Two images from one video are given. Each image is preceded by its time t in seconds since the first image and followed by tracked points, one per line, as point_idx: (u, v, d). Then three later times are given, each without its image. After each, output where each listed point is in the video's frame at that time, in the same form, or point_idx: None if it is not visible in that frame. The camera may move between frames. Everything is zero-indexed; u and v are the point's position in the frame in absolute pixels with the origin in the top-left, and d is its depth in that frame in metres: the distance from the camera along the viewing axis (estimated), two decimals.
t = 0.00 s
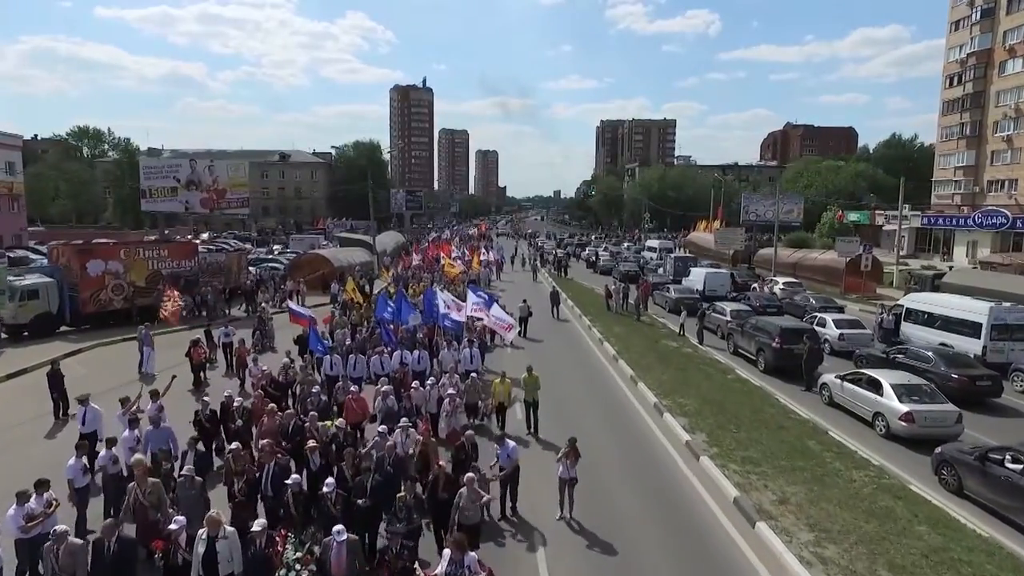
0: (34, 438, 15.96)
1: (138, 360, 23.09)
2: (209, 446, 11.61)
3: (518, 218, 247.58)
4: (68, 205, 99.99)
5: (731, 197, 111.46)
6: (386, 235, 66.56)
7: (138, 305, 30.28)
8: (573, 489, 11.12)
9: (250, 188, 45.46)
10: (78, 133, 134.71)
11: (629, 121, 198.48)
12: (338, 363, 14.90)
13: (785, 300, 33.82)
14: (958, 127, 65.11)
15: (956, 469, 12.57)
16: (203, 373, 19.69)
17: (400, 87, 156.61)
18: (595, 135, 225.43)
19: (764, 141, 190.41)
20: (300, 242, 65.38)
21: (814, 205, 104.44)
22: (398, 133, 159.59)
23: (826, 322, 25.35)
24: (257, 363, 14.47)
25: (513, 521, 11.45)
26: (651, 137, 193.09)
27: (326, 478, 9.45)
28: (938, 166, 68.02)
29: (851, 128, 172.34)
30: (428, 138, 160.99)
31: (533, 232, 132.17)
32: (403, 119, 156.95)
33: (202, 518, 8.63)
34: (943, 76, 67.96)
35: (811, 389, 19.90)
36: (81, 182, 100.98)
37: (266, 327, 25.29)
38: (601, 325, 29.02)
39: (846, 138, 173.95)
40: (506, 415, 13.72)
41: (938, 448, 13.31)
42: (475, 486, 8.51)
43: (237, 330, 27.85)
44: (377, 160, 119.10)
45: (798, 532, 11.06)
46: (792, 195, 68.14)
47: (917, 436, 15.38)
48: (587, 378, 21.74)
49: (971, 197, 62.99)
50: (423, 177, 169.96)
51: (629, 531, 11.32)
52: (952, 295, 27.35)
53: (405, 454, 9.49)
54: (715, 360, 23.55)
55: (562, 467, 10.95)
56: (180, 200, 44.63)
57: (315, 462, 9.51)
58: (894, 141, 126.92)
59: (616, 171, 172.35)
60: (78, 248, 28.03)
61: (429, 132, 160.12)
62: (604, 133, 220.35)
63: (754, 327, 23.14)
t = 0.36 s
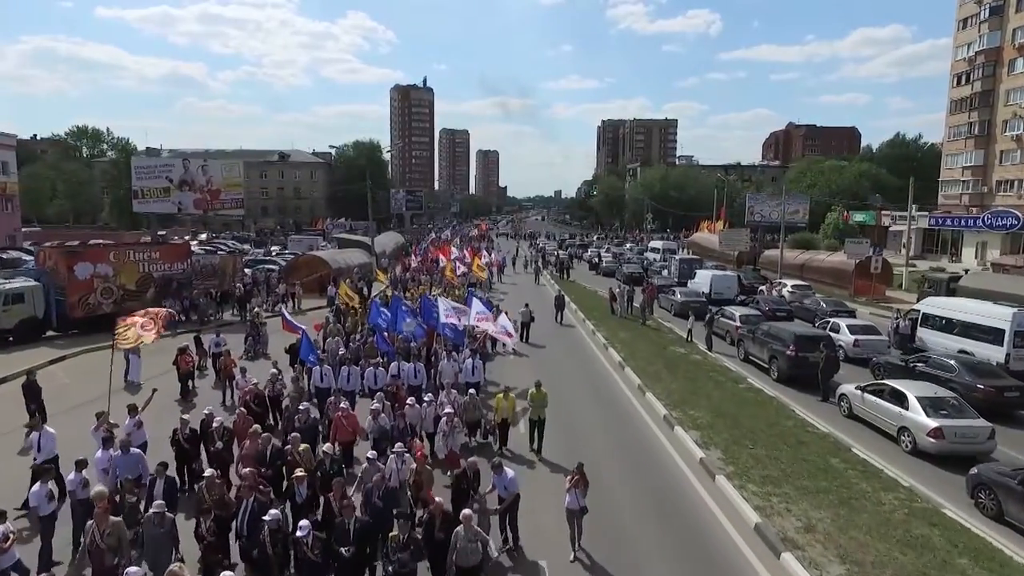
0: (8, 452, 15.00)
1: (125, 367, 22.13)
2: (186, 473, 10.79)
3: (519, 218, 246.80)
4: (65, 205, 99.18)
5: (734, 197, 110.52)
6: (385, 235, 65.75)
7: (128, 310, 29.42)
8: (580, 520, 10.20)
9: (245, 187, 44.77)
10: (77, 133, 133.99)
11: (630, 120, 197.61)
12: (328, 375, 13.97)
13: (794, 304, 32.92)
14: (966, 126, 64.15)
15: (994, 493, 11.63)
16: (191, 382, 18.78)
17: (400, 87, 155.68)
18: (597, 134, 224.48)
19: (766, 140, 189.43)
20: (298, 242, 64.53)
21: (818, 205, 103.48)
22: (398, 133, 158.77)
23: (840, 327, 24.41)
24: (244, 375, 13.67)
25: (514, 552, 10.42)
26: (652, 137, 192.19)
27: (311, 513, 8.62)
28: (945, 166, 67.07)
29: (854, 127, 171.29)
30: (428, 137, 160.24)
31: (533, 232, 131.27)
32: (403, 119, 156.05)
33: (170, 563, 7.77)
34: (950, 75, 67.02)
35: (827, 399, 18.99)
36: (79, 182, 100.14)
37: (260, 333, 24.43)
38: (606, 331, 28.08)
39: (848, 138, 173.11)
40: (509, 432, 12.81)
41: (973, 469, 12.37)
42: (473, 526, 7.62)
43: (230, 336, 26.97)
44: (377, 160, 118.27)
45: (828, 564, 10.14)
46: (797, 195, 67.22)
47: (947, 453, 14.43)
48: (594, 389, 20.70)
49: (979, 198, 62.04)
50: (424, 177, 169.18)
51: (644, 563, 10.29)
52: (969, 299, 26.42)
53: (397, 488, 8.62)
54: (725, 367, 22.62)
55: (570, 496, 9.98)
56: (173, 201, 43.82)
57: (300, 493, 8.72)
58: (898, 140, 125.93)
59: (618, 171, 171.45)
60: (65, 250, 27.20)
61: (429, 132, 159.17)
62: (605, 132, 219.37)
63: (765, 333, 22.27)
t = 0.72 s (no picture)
0: None
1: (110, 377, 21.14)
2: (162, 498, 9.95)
3: (520, 219, 246.01)
4: (64, 206, 98.44)
5: (737, 197, 109.57)
6: (385, 236, 64.84)
7: (117, 314, 28.51)
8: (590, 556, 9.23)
9: (240, 187, 43.85)
10: (76, 133, 133.22)
11: (632, 120, 196.76)
12: (319, 390, 13.06)
13: (805, 308, 32.01)
14: (975, 125, 63.17)
15: None
16: (179, 393, 17.85)
17: (401, 86, 154.88)
18: (598, 135, 223.73)
19: (769, 140, 188.52)
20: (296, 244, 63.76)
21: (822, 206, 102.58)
22: (399, 134, 158.01)
23: (856, 334, 23.47)
24: (229, 390, 12.73)
25: None
26: (654, 137, 191.30)
27: (295, 553, 7.77)
28: (953, 166, 66.10)
29: (857, 127, 170.35)
30: (429, 137, 159.54)
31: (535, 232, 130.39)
32: (404, 120, 155.12)
33: None
34: (958, 74, 66.07)
35: (847, 411, 18.03)
36: (77, 182, 99.40)
37: (253, 339, 23.49)
38: (613, 337, 27.11)
39: (852, 137, 172.23)
40: (513, 452, 11.87)
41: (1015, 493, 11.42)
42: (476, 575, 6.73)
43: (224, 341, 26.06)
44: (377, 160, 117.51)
45: None
46: (802, 196, 66.33)
47: (983, 472, 13.44)
48: (601, 400, 19.76)
49: (988, 198, 61.10)
50: (425, 177, 168.39)
51: None
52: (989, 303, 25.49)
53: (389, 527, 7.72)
54: (738, 375, 21.67)
55: (580, 530, 9.02)
56: (165, 202, 42.92)
57: (287, 530, 7.87)
58: (902, 140, 124.96)
59: (619, 171, 170.58)
60: (52, 252, 26.34)
61: (429, 132, 158.36)
62: (607, 132, 218.44)
63: (779, 340, 21.35)
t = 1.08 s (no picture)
0: None
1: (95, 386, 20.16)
2: (134, 530, 9.10)
3: (520, 218, 245.13)
4: (62, 207, 97.44)
5: (740, 197, 108.58)
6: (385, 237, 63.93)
7: (106, 319, 27.55)
8: None
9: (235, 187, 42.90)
10: (74, 132, 132.17)
11: (633, 120, 195.84)
12: (312, 404, 12.11)
13: (817, 312, 31.07)
14: (984, 124, 62.16)
15: None
16: (165, 404, 16.90)
17: (401, 86, 153.93)
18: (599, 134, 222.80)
19: (771, 140, 187.64)
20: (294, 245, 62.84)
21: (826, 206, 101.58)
22: (399, 133, 157.09)
23: (874, 340, 22.51)
24: (212, 405, 11.80)
25: None
26: (655, 137, 190.34)
27: None
28: (962, 165, 65.11)
29: (860, 126, 169.42)
30: (429, 137, 158.65)
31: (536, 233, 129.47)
32: (404, 119, 154.16)
33: None
34: (966, 72, 65.10)
35: (870, 423, 17.06)
36: (75, 183, 98.42)
37: (246, 346, 22.58)
38: (619, 343, 26.19)
39: (854, 137, 171.25)
40: (520, 477, 10.92)
41: None
42: None
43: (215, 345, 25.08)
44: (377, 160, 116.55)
45: None
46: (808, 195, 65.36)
47: None
48: (608, 410, 18.80)
49: (997, 198, 60.14)
50: (425, 177, 167.47)
51: None
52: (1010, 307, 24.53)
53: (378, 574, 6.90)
54: (753, 384, 20.70)
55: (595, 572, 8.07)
56: (158, 202, 41.95)
57: None
58: (906, 139, 123.98)
59: (621, 171, 169.63)
60: (38, 255, 25.32)
61: (430, 132, 157.42)
62: (608, 131, 217.53)
63: (795, 347, 20.43)
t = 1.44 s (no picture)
0: None
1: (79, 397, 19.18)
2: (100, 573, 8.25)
3: (521, 218, 244.16)
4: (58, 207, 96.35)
5: (744, 197, 107.53)
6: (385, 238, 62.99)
7: (95, 324, 26.57)
8: None
9: (229, 187, 42.15)
10: (73, 132, 131.09)
11: (634, 120, 194.81)
12: (302, 424, 11.16)
13: (830, 316, 30.09)
14: (993, 123, 61.20)
15: None
16: (149, 416, 15.91)
17: (402, 85, 152.88)
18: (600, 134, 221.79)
19: (773, 140, 186.61)
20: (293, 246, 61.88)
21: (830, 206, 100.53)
22: (399, 133, 156.07)
23: (896, 347, 21.50)
24: (192, 425, 10.87)
25: None
26: (656, 136, 189.21)
27: None
28: (970, 165, 64.11)
29: (863, 126, 168.34)
30: (430, 137, 157.64)
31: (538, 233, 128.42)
32: (404, 119, 153.29)
33: None
34: (975, 70, 64.11)
35: (898, 437, 16.05)
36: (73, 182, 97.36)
37: (238, 352, 21.61)
38: (627, 349, 25.23)
39: (857, 137, 170.15)
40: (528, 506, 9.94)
41: None
42: None
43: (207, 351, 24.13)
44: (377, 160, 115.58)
45: None
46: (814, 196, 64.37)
47: None
48: (617, 420, 17.89)
49: (1007, 198, 59.14)
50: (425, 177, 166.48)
51: None
52: None
53: None
54: (771, 393, 19.70)
55: None
56: (149, 202, 41.08)
57: None
58: (910, 139, 122.92)
59: (622, 171, 168.53)
60: (24, 257, 24.31)
61: (430, 132, 156.46)
62: (609, 131, 216.51)
63: (814, 355, 19.44)
